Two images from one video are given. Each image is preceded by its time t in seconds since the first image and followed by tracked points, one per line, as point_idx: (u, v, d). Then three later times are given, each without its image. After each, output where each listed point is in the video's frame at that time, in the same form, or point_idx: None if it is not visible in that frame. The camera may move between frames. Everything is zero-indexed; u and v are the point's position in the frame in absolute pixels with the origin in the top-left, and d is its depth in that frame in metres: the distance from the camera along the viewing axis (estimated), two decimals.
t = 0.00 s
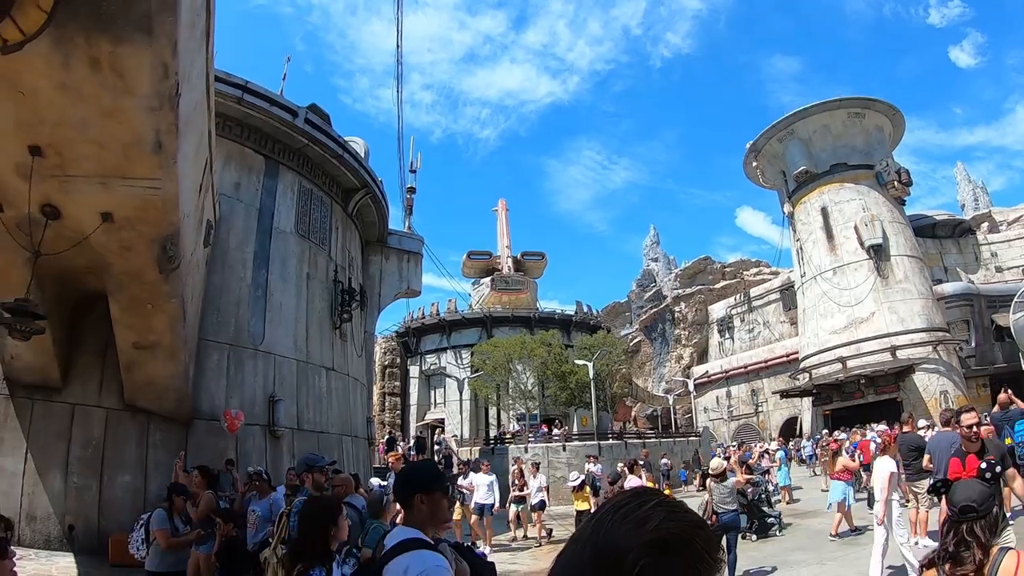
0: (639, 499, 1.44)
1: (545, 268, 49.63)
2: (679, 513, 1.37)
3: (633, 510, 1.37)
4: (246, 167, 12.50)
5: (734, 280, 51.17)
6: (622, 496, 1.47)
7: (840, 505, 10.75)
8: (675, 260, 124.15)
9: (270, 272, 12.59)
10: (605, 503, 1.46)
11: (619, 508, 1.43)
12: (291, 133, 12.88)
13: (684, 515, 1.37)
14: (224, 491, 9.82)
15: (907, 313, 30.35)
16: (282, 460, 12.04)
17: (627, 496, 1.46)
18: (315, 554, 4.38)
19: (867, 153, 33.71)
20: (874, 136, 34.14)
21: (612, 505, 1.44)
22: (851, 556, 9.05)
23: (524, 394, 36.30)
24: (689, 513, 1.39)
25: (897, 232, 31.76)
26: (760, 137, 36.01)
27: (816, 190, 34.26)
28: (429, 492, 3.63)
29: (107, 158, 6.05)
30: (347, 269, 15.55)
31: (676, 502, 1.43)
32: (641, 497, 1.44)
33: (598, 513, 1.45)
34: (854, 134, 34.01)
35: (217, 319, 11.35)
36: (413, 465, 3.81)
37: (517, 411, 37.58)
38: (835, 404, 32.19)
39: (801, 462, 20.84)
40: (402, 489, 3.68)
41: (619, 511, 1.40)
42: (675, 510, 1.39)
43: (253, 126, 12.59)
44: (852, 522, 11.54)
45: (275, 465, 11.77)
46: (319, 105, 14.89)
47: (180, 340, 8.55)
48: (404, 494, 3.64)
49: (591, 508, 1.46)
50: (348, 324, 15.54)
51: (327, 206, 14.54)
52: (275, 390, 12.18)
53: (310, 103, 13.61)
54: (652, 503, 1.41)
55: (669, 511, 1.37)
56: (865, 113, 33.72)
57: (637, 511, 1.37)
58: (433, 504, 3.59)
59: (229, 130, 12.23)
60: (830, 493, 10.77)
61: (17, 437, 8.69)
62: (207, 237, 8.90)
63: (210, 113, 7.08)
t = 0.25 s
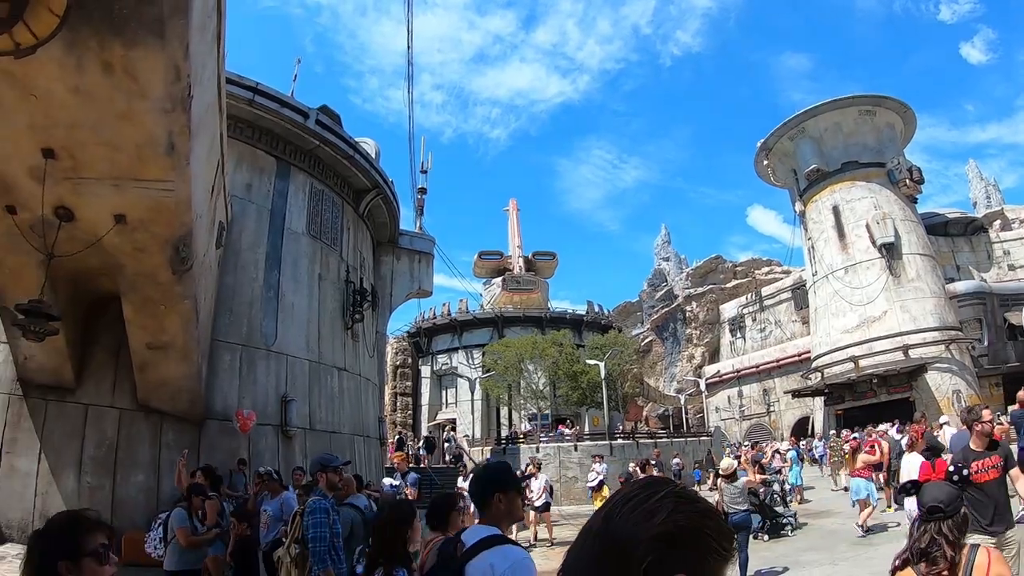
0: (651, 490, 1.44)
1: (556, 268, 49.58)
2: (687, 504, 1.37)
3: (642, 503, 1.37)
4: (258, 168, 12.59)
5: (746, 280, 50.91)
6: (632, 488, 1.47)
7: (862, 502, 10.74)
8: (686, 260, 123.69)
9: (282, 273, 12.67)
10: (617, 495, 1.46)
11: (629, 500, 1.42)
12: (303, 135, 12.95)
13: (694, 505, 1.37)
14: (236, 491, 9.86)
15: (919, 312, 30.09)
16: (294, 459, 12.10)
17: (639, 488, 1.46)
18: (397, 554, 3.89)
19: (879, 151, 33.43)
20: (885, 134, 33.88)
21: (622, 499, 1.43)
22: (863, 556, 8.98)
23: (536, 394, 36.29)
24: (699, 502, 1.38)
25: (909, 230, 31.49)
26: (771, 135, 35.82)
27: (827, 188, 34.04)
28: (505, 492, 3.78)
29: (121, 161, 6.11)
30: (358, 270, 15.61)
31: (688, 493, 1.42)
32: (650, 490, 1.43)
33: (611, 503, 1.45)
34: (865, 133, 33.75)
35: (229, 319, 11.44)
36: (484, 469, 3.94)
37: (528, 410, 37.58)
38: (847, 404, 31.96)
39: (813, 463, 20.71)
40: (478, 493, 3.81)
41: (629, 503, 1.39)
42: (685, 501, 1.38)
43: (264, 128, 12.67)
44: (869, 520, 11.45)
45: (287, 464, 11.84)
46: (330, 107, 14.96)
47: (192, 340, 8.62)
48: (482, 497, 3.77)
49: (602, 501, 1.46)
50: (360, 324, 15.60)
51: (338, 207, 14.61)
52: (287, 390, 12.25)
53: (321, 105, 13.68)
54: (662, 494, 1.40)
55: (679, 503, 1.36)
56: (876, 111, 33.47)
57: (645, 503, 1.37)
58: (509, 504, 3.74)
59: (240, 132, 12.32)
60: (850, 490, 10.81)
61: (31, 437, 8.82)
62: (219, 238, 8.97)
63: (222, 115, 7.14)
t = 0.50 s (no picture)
0: (653, 484, 1.43)
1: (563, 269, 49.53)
2: (689, 497, 1.35)
3: (640, 498, 1.36)
4: (266, 169, 12.64)
5: (754, 281, 50.74)
6: (631, 483, 1.46)
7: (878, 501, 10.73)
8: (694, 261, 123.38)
9: (289, 273, 12.72)
10: (616, 492, 1.46)
11: (628, 497, 1.41)
12: (310, 136, 13.00)
13: (696, 499, 1.36)
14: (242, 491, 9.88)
15: (927, 314, 29.91)
16: (301, 459, 12.13)
17: (640, 482, 1.45)
18: (459, 545, 3.95)
19: (886, 152, 33.26)
20: (893, 135, 33.68)
21: (622, 495, 1.42)
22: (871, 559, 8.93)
23: (542, 395, 36.26)
24: (701, 496, 1.37)
25: (916, 232, 31.33)
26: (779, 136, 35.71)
27: (835, 190, 33.90)
28: (568, 488, 3.70)
29: (130, 162, 6.15)
30: (366, 270, 15.64)
31: (688, 485, 1.41)
32: (649, 484, 1.42)
33: (612, 499, 1.44)
34: (873, 133, 33.57)
35: (237, 319, 11.49)
36: (544, 468, 3.84)
37: (535, 411, 37.54)
38: (855, 406, 31.79)
39: (821, 465, 20.61)
40: (541, 492, 3.68)
41: (628, 499, 1.38)
42: (686, 494, 1.37)
43: (272, 129, 12.73)
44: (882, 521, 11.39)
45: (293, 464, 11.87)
46: (338, 107, 15.00)
47: (200, 340, 8.66)
48: (546, 496, 3.63)
49: (602, 499, 1.45)
50: (367, 324, 15.63)
51: (345, 208, 14.64)
52: (294, 390, 12.29)
53: (329, 106, 13.73)
54: (662, 488, 1.39)
55: (678, 496, 1.35)
56: (884, 112, 33.30)
57: (643, 499, 1.36)
58: (572, 499, 3.67)
59: (248, 133, 12.38)
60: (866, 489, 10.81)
61: (39, 435, 8.88)
62: (228, 239, 9.01)
63: (230, 116, 7.16)
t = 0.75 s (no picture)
0: (636, 483, 1.42)
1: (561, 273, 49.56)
2: (670, 498, 1.34)
3: (622, 499, 1.36)
4: (265, 169, 12.64)
5: (751, 287, 50.82)
6: (613, 482, 1.45)
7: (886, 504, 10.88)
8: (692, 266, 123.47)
9: (287, 273, 12.71)
10: (598, 491, 1.45)
11: (611, 496, 1.40)
12: (310, 136, 13.00)
13: (678, 498, 1.35)
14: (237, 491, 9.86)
15: (924, 321, 29.97)
16: (296, 460, 12.12)
17: (622, 482, 1.44)
18: (504, 546, 3.93)
19: (885, 159, 33.34)
20: (892, 143, 33.77)
21: (603, 495, 1.41)
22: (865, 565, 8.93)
23: (538, 398, 36.22)
24: (682, 495, 1.36)
25: (915, 239, 31.38)
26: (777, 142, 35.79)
27: (833, 196, 33.98)
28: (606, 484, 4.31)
29: (129, 159, 6.14)
30: (364, 272, 15.63)
31: (673, 485, 1.40)
32: (632, 483, 1.41)
33: (595, 499, 1.43)
34: (873, 140, 33.62)
35: (234, 319, 11.45)
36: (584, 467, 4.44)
37: (530, 414, 37.53)
38: (851, 413, 31.81)
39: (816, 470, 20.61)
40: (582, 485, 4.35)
41: (611, 499, 1.38)
42: (669, 494, 1.35)
43: (271, 129, 12.72)
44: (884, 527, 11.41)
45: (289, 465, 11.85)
46: (338, 108, 15.00)
47: (197, 339, 8.64)
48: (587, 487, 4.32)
49: (584, 498, 1.44)
50: (364, 325, 15.62)
51: (344, 209, 14.64)
52: (290, 390, 12.27)
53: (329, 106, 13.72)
54: (644, 487, 1.38)
55: (660, 496, 1.34)
56: (883, 119, 33.39)
57: (626, 499, 1.35)
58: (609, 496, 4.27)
59: (248, 132, 12.38)
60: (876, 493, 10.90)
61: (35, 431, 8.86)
62: (226, 238, 9.00)
63: (229, 115, 7.15)
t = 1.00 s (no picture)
0: (619, 490, 1.39)
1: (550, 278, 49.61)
2: (654, 508, 1.32)
3: (606, 507, 1.34)
4: (257, 168, 12.57)
5: (740, 295, 51.09)
6: (596, 490, 1.42)
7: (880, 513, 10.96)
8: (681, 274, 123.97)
9: (276, 273, 12.64)
10: (581, 498, 1.42)
11: (593, 503, 1.38)
12: (302, 136, 12.94)
13: (661, 506, 1.33)
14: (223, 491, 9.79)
15: (911, 332, 30.22)
16: (282, 461, 12.04)
17: (604, 490, 1.41)
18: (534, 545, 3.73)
19: (875, 171, 33.63)
20: (882, 155, 34.07)
21: (586, 502, 1.39)
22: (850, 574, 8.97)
23: (525, 404, 36.20)
24: (665, 504, 1.34)
25: (904, 251, 31.67)
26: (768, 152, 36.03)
27: (823, 207, 34.23)
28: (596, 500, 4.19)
29: (120, 155, 6.09)
30: (353, 273, 15.57)
31: (655, 493, 1.38)
32: (615, 491, 1.38)
33: (578, 506, 1.40)
34: (863, 152, 33.89)
35: (222, 318, 11.37)
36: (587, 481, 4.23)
37: (517, 419, 37.48)
38: (837, 423, 31.99)
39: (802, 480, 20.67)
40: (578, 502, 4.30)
41: (593, 507, 1.36)
42: (653, 502, 1.33)
43: (263, 128, 12.66)
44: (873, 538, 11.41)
45: (274, 465, 11.77)
46: (331, 109, 14.94)
47: (185, 337, 8.56)
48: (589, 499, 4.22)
49: (567, 504, 1.41)
50: (353, 327, 15.55)
51: (335, 210, 14.58)
52: (277, 391, 12.19)
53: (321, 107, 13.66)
54: (628, 495, 1.36)
55: (643, 504, 1.32)
56: (874, 132, 33.70)
57: (609, 507, 1.33)
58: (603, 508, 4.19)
59: (240, 131, 12.31)
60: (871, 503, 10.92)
61: (20, 427, 8.66)
62: (215, 237, 8.95)
63: (222, 112, 7.12)
